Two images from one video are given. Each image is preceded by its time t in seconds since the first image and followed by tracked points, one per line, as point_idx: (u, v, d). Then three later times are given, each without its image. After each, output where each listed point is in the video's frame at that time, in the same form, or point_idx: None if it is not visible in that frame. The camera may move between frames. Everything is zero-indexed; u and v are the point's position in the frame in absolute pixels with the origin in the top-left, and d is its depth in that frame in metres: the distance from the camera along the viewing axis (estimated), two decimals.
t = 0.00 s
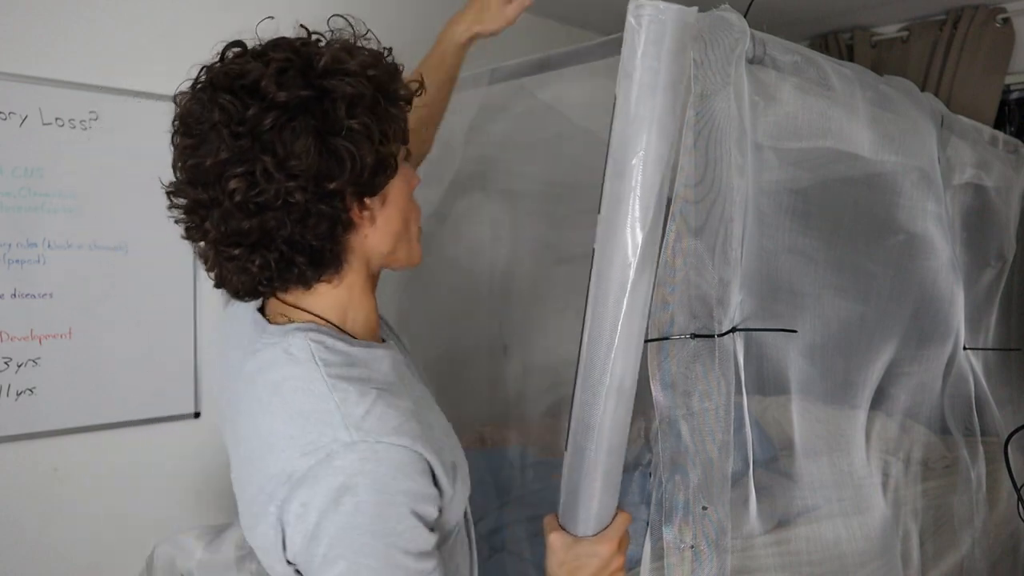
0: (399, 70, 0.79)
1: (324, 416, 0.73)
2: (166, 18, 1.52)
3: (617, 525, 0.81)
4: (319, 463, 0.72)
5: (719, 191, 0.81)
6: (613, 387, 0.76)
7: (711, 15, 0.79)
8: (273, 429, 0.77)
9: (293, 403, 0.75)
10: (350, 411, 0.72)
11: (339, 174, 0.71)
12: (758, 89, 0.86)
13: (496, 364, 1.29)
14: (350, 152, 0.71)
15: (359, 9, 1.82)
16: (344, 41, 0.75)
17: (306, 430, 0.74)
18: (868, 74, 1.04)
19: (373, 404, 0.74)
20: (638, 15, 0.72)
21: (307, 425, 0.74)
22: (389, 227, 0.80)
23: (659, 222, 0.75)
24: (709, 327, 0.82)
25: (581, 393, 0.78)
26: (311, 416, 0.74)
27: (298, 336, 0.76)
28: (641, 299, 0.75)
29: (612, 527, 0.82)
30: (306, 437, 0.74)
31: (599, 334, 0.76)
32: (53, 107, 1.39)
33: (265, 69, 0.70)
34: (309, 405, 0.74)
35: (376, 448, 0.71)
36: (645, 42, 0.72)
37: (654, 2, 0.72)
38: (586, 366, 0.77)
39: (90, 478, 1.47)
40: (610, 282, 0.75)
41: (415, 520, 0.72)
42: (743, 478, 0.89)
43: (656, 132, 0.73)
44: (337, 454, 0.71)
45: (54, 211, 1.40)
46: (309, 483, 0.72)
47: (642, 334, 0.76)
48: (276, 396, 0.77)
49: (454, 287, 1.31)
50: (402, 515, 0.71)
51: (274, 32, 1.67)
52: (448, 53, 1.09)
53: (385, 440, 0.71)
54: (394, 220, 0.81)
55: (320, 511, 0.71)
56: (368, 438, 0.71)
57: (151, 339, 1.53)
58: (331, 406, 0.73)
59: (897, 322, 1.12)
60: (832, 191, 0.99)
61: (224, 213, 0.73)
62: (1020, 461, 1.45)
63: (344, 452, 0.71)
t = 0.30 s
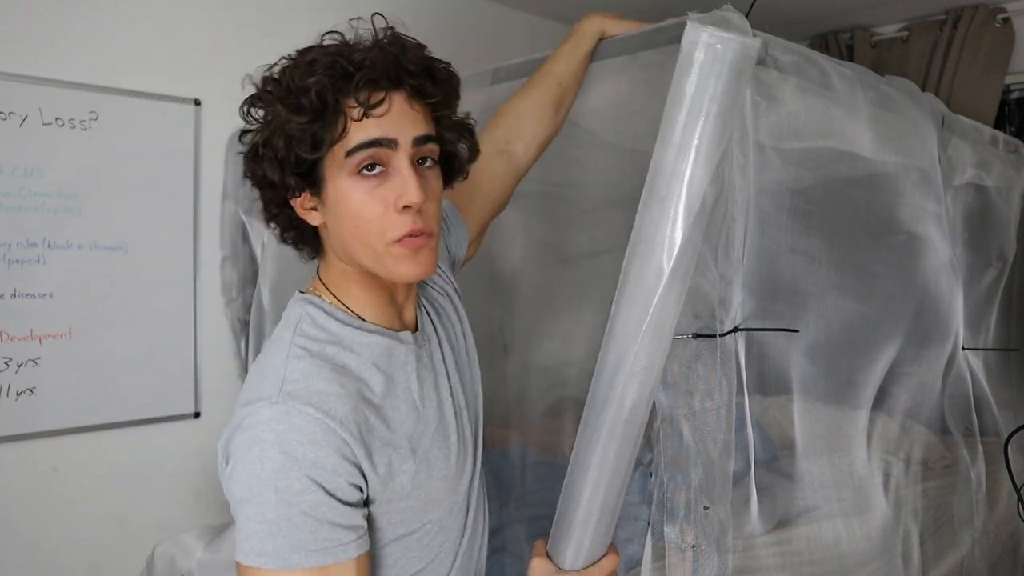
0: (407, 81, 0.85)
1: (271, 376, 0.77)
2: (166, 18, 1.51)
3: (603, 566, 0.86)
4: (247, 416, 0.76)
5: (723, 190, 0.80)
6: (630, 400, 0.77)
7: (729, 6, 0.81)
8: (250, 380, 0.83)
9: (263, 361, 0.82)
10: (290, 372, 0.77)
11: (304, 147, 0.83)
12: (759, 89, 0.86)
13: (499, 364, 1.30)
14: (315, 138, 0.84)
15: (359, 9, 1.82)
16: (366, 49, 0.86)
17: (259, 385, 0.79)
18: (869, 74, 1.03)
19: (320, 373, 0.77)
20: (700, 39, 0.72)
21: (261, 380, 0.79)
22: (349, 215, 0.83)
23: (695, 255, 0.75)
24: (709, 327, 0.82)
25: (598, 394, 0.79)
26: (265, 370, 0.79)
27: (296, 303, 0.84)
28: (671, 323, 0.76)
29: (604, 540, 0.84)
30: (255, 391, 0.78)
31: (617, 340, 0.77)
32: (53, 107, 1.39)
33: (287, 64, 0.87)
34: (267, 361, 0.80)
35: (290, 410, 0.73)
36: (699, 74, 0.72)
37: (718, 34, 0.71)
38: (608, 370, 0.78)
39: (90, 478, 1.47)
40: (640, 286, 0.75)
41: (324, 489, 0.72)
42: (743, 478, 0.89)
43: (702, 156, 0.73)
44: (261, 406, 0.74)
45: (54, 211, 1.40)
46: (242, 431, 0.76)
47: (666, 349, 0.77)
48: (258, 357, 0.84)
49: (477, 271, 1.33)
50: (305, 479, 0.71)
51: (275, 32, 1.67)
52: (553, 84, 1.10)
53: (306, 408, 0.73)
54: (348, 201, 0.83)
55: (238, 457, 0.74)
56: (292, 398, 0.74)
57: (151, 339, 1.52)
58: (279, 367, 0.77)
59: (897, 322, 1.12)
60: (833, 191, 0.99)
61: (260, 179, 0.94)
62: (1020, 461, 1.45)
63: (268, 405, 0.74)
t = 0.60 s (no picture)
0: (437, 99, 0.83)
1: (270, 359, 0.75)
2: (166, 18, 1.51)
3: None
4: (242, 396, 0.73)
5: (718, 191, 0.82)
6: (657, 426, 0.74)
7: (777, 39, 0.75)
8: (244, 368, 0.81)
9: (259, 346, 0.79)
10: (290, 355, 0.74)
11: (327, 151, 0.82)
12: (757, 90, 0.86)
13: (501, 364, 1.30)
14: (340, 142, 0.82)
15: (359, 9, 1.82)
16: (401, 62, 0.83)
17: (256, 368, 0.76)
18: (869, 74, 1.03)
19: (318, 359, 0.75)
20: (780, 61, 0.65)
21: (257, 364, 0.77)
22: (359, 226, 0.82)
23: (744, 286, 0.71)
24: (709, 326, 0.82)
25: (627, 411, 0.76)
26: (262, 354, 0.77)
27: (301, 294, 0.83)
28: (711, 352, 0.73)
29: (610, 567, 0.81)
30: (252, 373, 0.76)
31: (650, 356, 0.73)
32: (53, 107, 1.39)
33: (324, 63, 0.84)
34: (265, 348, 0.78)
35: (289, 392, 0.71)
36: (775, 98, 0.65)
37: (803, 59, 0.64)
38: (642, 386, 0.74)
39: (89, 478, 1.47)
40: (685, 305, 0.71)
41: (316, 473, 0.70)
42: (743, 478, 0.89)
43: (769, 186, 0.68)
44: (258, 386, 0.72)
45: (54, 211, 1.40)
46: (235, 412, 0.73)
47: (701, 377, 0.73)
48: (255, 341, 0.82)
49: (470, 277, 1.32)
50: (298, 462, 0.69)
51: (275, 32, 1.67)
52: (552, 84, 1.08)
53: (304, 390, 0.71)
54: (362, 209, 0.82)
55: (231, 438, 0.71)
56: (290, 380, 0.72)
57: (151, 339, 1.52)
58: (279, 352, 0.75)
59: (897, 323, 1.12)
60: (833, 190, 0.99)
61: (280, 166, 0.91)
62: (1020, 461, 1.45)
63: (266, 384, 0.72)
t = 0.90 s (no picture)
0: (431, 96, 0.83)
1: (258, 362, 0.76)
2: (166, 18, 1.51)
3: None
4: (230, 401, 0.73)
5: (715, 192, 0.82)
6: (644, 424, 0.75)
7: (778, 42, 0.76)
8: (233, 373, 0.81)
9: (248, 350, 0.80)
10: (277, 359, 0.74)
11: (320, 150, 0.81)
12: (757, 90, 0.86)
13: (500, 365, 1.30)
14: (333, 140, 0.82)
15: (359, 9, 1.82)
16: (394, 59, 0.83)
17: (245, 372, 0.76)
18: (869, 74, 1.03)
19: (306, 362, 0.75)
20: (754, 56, 0.66)
21: (246, 368, 0.77)
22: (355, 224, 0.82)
23: (725, 282, 0.73)
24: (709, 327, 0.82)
25: (614, 409, 0.77)
26: (250, 358, 0.78)
27: (291, 297, 0.82)
28: (694, 351, 0.74)
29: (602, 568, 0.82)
30: (241, 377, 0.76)
31: (635, 354, 0.75)
32: (53, 107, 1.39)
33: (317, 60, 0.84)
34: (254, 351, 0.78)
35: (274, 396, 0.71)
36: (749, 93, 0.67)
37: (776, 54, 0.66)
38: (627, 386, 0.76)
39: (89, 478, 1.47)
40: (668, 307, 0.73)
41: (303, 479, 0.70)
42: (743, 478, 0.89)
43: (746, 184, 0.69)
44: (245, 391, 0.72)
45: (54, 211, 1.40)
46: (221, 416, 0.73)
47: (687, 375, 0.75)
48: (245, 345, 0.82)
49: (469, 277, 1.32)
50: (284, 467, 0.69)
51: (275, 32, 1.67)
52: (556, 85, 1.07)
53: (290, 394, 0.71)
54: (356, 208, 0.82)
55: (218, 443, 0.71)
56: (276, 385, 0.72)
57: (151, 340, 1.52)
58: (267, 356, 0.75)
59: (897, 322, 1.12)
60: (834, 190, 0.99)
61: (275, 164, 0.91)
62: (1020, 461, 1.45)
63: (252, 389, 0.72)
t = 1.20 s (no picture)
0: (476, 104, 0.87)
1: (249, 371, 0.74)
2: (166, 18, 1.51)
3: None
4: (223, 411, 0.72)
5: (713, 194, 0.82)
6: (637, 429, 0.75)
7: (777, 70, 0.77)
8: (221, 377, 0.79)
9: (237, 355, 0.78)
10: (269, 368, 0.73)
11: (415, 147, 0.75)
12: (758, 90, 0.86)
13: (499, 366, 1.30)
14: (374, 136, 0.72)
15: (360, 9, 1.82)
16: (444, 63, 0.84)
17: (235, 379, 0.75)
18: (869, 74, 1.03)
19: (300, 370, 0.73)
20: (750, 65, 0.67)
21: (237, 375, 0.75)
22: (411, 227, 0.79)
23: (719, 286, 0.73)
24: (709, 327, 0.82)
25: (608, 411, 0.78)
26: (241, 365, 0.76)
27: (277, 301, 0.79)
28: (687, 356, 0.74)
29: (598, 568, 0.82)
30: (232, 385, 0.75)
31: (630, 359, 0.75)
32: (53, 107, 1.39)
33: (341, 47, 0.75)
34: (244, 357, 0.76)
35: (270, 408, 0.70)
36: (744, 101, 0.68)
37: (771, 63, 0.67)
38: (621, 390, 0.76)
39: (90, 478, 1.47)
40: (662, 313, 0.73)
41: (300, 491, 0.70)
42: (743, 478, 0.89)
43: (739, 190, 0.70)
44: (238, 402, 0.71)
45: (54, 211, 1.40)
46: (214, 427, 0.72)
47: (682, 376, 0.75)
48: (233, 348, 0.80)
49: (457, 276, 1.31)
50: (281, 479, 0.69)
51: (275, 31, 1.67)
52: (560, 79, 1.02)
53: (286, 405, 0.70)
54: (434, 205, 0.80)
55: (212, 455, 0.71)
56: (271, 395, 0.71)
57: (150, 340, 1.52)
58: (258, 364, 0.74)
59: (897, 323, 1.12)
60: (833, 190, 0.99)
61: (261, 164, 0.76)
62: (1020, 461, 1.45)
63: (246, 400, 0.71)
